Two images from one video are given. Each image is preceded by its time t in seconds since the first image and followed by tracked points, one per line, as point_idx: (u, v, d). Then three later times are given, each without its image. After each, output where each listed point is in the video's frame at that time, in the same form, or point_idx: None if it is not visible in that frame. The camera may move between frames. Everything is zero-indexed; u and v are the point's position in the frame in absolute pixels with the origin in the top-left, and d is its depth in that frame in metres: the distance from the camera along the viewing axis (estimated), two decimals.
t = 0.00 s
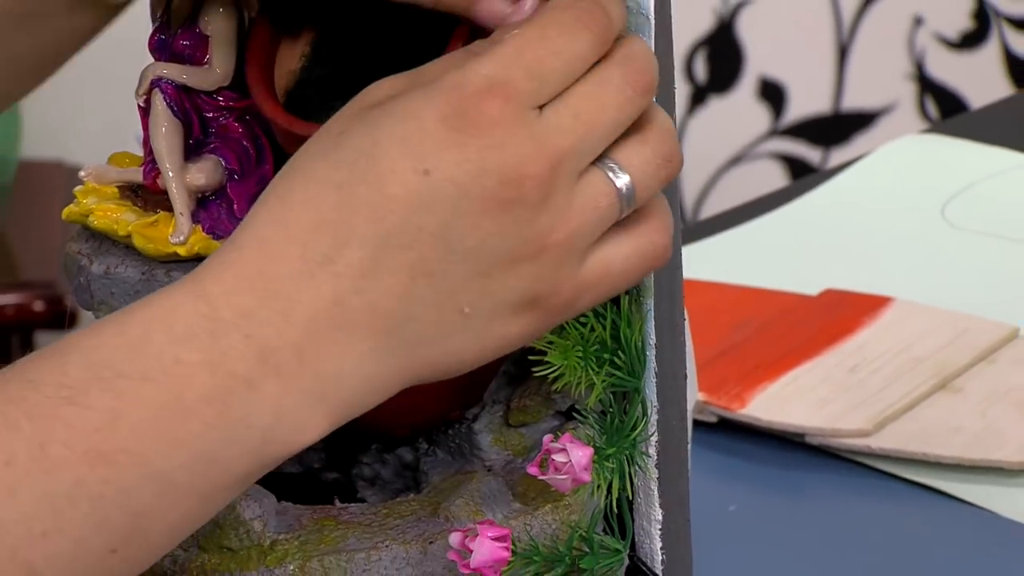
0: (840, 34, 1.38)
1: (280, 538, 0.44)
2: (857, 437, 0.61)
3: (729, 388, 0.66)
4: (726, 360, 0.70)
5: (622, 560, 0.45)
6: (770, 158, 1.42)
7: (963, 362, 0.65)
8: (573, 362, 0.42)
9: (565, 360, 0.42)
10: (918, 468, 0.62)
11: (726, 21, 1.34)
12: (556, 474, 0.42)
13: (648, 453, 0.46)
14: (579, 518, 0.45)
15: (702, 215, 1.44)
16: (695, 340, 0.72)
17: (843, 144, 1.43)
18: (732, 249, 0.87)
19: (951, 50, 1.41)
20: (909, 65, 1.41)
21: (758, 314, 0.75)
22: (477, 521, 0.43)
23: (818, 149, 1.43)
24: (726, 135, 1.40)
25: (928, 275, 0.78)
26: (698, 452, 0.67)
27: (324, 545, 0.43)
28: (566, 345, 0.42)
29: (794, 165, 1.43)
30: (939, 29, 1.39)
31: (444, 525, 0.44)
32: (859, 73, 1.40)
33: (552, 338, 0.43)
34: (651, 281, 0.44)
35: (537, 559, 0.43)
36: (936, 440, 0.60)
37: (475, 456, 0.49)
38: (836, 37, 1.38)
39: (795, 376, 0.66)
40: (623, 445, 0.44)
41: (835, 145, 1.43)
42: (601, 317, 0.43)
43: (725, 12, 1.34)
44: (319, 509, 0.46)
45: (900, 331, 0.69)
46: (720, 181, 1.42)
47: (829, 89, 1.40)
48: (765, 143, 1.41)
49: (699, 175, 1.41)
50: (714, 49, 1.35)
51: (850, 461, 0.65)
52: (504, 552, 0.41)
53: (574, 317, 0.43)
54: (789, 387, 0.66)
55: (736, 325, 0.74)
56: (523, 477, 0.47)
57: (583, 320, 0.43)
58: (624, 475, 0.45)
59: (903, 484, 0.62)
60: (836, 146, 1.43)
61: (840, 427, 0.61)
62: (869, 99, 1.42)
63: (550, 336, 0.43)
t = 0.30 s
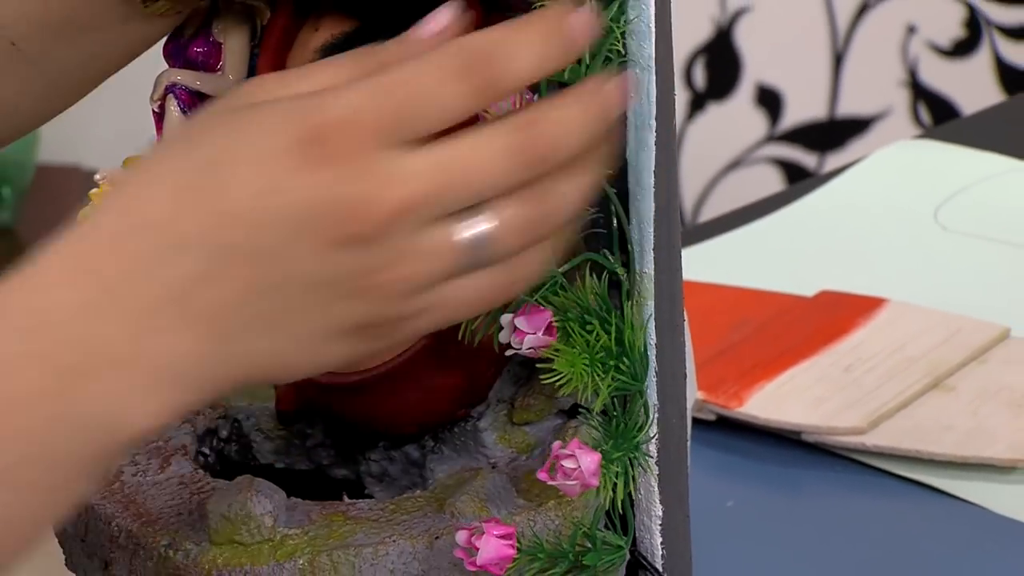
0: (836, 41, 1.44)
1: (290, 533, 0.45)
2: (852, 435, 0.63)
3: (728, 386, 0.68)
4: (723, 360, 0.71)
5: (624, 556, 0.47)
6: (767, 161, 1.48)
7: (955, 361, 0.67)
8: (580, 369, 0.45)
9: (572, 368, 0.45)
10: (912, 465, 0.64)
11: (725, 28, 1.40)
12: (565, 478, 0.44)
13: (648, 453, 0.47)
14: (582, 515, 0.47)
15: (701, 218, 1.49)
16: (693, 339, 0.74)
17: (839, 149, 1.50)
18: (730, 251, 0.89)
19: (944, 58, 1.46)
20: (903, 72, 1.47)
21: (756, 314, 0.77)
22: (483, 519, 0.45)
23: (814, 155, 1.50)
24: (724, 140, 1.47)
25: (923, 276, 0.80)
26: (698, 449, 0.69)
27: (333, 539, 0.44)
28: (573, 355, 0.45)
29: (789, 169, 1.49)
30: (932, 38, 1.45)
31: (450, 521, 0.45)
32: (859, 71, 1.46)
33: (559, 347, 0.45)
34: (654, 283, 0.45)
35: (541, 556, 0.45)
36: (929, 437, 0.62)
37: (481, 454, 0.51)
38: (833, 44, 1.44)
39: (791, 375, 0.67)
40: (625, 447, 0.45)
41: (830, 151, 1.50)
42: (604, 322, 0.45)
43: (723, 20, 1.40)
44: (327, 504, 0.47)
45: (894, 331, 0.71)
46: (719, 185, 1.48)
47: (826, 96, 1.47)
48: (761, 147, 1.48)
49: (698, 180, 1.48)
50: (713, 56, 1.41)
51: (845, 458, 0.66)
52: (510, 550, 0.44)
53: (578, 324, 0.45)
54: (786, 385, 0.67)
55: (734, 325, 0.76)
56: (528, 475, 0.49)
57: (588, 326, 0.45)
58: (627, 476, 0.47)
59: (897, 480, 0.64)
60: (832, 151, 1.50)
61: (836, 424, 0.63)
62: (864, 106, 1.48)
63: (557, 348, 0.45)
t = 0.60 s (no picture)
0: (830, 52, 1.50)
1: (300, 528, 0.46)
2: (847, 432, 0.65)
3: (726, 386, 0.70)
4: (720, 360, 0.73)
5: (625, 549, 0.48)
6: (763, 167, 1.55)
7: (946, 361, 0.69)
8: (584, 367, 0.45)
9: (576, 366, 0.45)
10: (905, 461, 0.66)
11: (723, 40, 1.46)
12: (568, 475, 0.45)
13: (648, 450, 0.49)
14: (583, 511, 0.49)
15: (699, 221, 1.57)
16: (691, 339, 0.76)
17: (833, 155, 1.56)
18: (728, 253, 0.90)
19: (935, 66, 1.52)
20: (896, 80, 1.52)
21: (753, 315, 0.78)
22: (488, 514, 0.47)
23: (809, 160, 1.55)
24: (719, 147, 1.53)
25: (916, 277, 0.82)
26: (695, 446, 0.70)
27: (342, 534, 0.46)
28: (577, 352, 0.45)
29: (784, 175, 1.56)
30: (923, 47, 1.50)
31: (455, 516, 0.47)
32: (849, 84, 1.52)
33: (564, 345, 0.45)
34: (653, 283, 0.47)
35: (544, 551, 0.46)
36: (922, 435, 0.64)
37: (485, 450, 0.53)
38: (828, 54, 1.50)
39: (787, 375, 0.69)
40: (627, 445, 0.47)
41: (824, 156, 1.56)
42: (606, 322, 0.47)
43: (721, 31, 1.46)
44: (335, 500, 0.49)
45: (887, 331, 0.73)
46: (715, 191, 1.56)
47: (820, 103, 1.53)
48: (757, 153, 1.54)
49: (696, 188, 1.56)
50: (711, 66, 1.47)
51: (841, 455, 0.68)
52: (514, 544, 0.44)
53: (582, 323, 0.46)
54: (782, 385, 0.69)
55: (731, 325, 0.78)
56: (530, 470, 0.52)
57: (591, 324, 0.46)
58: (628, 474, 0.48)
59: (891, 477, 0.66)
60: (826, 157, 1.56)
61: (832, 422, 0.65)
62: (858, 114, 1.54)
63: (562, 346, 0.45)
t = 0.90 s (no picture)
0: (824, 59, 1.51)
1: (307, 524, 0.48)
2: (841, 430, 0.66)
3: (723, 384, 0.71)
4: (717, 359, 0.75)
5: (624, 544, 0.50)
6: (758, 171, 1.57)
7: (938, 361, 0.71)
8: (585, 368, 0.47)
9: (577, 366, 0.46)
10: (898, 459, 0.67)
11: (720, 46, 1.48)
12: (569, 474, 0.46)
13: (647, 448, 0.50)
14: (584, 507, 0.50)
15: (696, 225, 1.58)
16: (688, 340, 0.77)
17: (828, 160, 1.58)
18: (725, 256, 0.92)
19: (925, 73, 1.54)
20: (889, 87, 1.54)
21: (750, 316, 0.80)
22: (491, 509, 0.48)
23: (803, 165, 1.57)
24: (714, 152, 1.55)
25: (910, 279, 0.84)
26: (692, 443, 0.72)
27: (348, 529, 0.48)
28: (578, 353, 0.47)
29: (779, 180, 1.58)
30: (916, 54, 1.53)
31: (458, 512, 0.49)
32: (845, 90, 1.54)
33: (566, 345, 0.46)
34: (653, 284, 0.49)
35: (545, 546, 0.48)
36: (914, 433, 0.65)
37: (488, 447, 0.55)
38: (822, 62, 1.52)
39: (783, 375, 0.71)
40: (626, 442, 0.49)
41: (819, 161, 1.58)
42: (606, 322, 0.48)
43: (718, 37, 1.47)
44: (342, 496, 0.50)
45: (880, 332, 0.74)
46: (710, 198, 1.58)
47: (814, 109, 1.54)
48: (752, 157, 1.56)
49: (693, 193, 1.57)
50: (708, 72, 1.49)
51: (836, 452, 0.70)
52: (516, 539, 0.46)
53: (583, 324, 0.48)
54: (778, 383, 0.71)
55: (728, 326, 0.79)
56: (532, 468, 0.53)
57: (592, 325, 0.48)
58: (628, 472, 0.50)
59: (884, 474, 0.67)
60: (820, 161, 1.58)
61: (827, 420, 0.67)
62: (853, 119, 1.56)
63: (563, 345, 0.47)
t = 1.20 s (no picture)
0: (817, 65, 1.53)
1: (313, 519, 0.49)
2: (833, 428, 0.68)
3: (718, 383, 0.73)
4: (713, 359, 0.77)
5: (622, 540, 0.52)
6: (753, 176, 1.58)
7: (929, 359, 0.73)
8: (586, 368, 0.48)
9: (579, 367, 0.48)
10: (889, 455, 0.69)
11: (716, 53, 1.48)
12: (569, 473, 0.48)
13: (644, 447, 0.52)
14: (583, 503, 0.52)
15: (693, 229, 1.59)
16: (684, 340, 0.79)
17: (821, 165, 1.59)
18: (719, 258, 0.94)
19: (917, 79, 1.55)
20: (880, 94, 1.56)
21: (744, 316, 0.82)
22: (492, 505, 0.50)
23: (796, 170, 1.59)
24: (711, 156, 1.55)
25: (900, 282, 0.86)
26: (690, 442, 0.74)
27: (353, 524, 0.49)
28: (579, 354, 0.48)
29: (773, 184, 1.59)
30: (905, 62, 1.54)
31: (461, 507, 0.50)
32: (836, 97, 1.55)
33: (567, 347, 0.48)
34: (649, 285, 0.51)
35: (545, 541, 0.50)
36: (905, 430, 0.67)
37: (490, 445, 0.56)
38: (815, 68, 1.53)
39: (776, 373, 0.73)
40: (625, 441, 0.50)
41: (811, 166, 1.59)
42: (605, 324, 0.50)
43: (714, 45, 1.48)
44: (347, 492, 0.52)
45: (872, 331, 0.76)
46: (708, 198, 1.58)
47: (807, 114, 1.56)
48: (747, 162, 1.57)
49: (688, 198, 1.57)
50: (705, 78, 1.50)
51: (829, 450, 0.71)
52: (517, 535, 0.48)
53: (584, 326, 0.50)
54: (772, 382, 0.73)
55: (723, 326, 0.81)
56: (533, 464, 0.54)
57: (592, 328, 0.50)
58: (626, 469, 0.52)
59: (877, 471, 0.69)
60: (813, 166, 1.59)
61: (819, 419, 0.68)
62: (844, 124, 1.57)
63: (564, 347, 0.49)
